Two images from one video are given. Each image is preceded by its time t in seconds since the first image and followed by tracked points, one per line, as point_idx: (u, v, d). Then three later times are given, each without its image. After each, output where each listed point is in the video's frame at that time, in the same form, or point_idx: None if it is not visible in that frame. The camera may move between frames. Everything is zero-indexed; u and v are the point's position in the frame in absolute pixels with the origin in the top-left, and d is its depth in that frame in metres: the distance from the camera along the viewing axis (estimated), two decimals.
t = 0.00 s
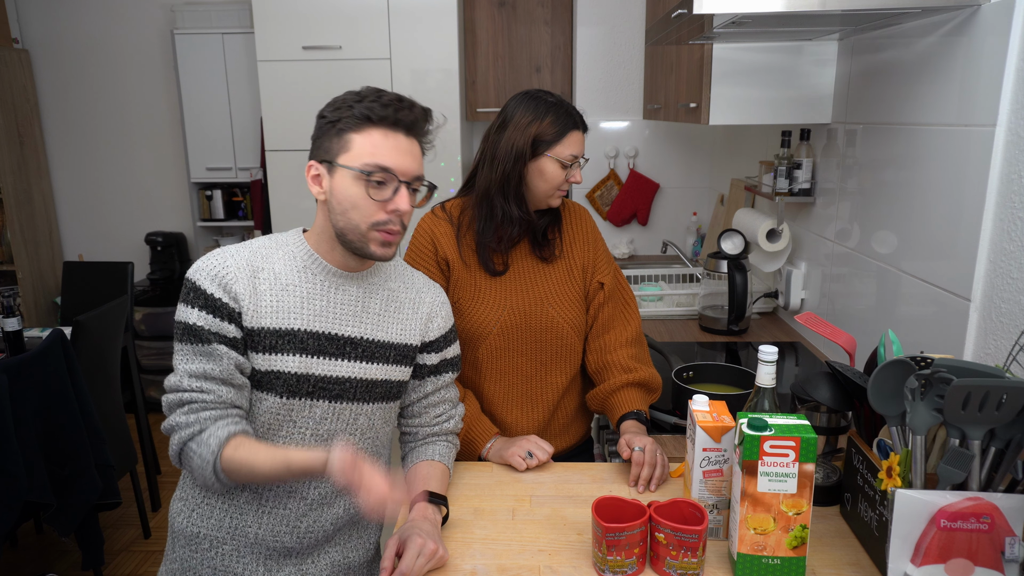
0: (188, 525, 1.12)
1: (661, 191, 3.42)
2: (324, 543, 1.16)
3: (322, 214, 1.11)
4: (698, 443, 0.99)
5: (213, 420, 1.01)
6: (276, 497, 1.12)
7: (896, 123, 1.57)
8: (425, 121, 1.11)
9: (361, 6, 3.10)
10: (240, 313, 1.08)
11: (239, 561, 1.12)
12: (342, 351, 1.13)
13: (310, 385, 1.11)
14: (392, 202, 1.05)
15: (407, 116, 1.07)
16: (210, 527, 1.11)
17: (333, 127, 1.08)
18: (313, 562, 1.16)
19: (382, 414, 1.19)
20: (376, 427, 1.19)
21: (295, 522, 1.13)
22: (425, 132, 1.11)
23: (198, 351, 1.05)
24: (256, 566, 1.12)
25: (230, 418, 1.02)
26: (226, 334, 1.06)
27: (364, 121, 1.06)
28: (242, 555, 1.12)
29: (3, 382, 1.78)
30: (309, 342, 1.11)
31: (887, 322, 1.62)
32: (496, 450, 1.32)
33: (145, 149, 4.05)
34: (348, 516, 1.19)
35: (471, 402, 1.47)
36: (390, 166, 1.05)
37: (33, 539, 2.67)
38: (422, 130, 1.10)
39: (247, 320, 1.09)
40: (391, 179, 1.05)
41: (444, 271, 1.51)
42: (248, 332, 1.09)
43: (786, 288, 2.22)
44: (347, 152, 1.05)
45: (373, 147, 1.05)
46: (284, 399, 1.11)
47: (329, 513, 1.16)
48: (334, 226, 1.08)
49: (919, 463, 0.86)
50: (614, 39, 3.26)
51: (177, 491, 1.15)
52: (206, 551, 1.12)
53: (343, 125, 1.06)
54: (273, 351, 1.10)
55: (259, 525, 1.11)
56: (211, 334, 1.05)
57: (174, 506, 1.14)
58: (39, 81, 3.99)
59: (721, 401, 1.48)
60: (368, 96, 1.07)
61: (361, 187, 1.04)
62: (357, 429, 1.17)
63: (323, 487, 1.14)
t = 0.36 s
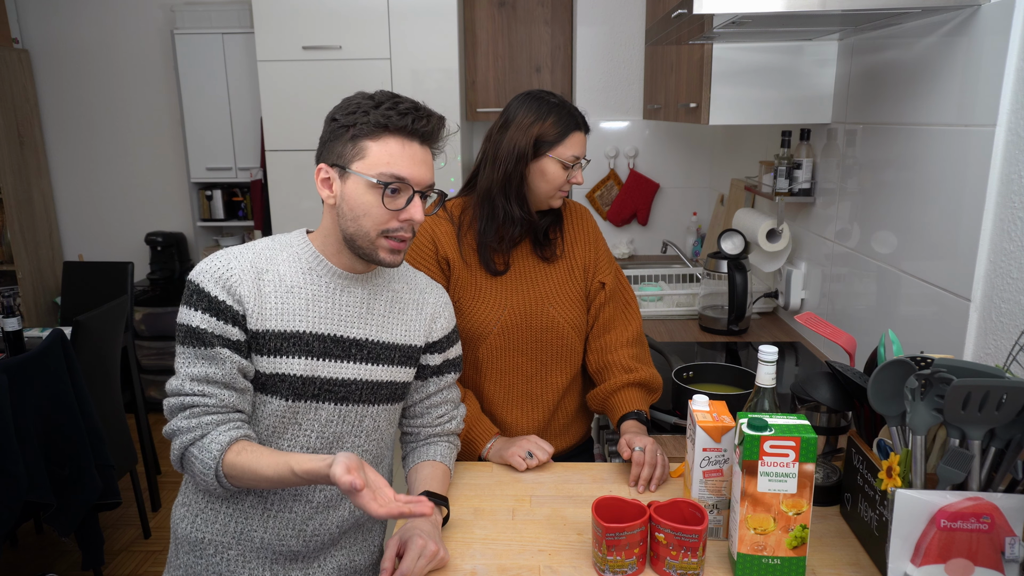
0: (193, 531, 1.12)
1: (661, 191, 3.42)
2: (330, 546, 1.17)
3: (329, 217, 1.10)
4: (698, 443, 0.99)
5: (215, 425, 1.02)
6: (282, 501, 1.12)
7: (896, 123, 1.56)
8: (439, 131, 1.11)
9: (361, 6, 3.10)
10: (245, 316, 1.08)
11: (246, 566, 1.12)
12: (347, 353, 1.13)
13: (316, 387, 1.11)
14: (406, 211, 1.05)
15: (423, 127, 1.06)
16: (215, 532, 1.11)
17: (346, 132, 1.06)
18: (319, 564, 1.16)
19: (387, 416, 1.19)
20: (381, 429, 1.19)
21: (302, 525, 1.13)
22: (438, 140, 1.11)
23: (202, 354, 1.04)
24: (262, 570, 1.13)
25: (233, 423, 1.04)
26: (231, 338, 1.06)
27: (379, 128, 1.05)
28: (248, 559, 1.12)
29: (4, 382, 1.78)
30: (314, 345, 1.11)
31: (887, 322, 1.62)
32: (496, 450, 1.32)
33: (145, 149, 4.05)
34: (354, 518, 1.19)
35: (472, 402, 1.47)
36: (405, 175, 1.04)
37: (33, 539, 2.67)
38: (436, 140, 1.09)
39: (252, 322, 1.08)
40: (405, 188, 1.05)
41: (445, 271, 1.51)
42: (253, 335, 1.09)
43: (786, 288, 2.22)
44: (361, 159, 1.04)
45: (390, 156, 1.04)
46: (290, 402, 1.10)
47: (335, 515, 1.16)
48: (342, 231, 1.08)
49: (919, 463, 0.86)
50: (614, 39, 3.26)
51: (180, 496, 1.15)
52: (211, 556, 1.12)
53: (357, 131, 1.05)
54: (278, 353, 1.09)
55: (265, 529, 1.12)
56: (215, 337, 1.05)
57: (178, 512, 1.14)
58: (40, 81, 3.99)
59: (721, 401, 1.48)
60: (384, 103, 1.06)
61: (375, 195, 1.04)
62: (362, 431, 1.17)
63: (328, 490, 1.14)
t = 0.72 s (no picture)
0: (196, 537, 1.11)
1: (661, 191, 3.42)
2: (335, 548, 1.17)
3: (343, 220, 1.08)
4: (698, 443, 0.99)
5: (218, 431, 1.02)
6: (286, 504, 1.12)
7: (896, 124, 1.57)
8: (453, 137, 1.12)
9: (361, 6, 3.10)
10: (247, 319, 1.07)
11: (251, 570, 1.12)
12: (351, 355, 1.13)
13: (319, 390, 1.11)
14: (431, 217, 1.06)
15: (444, 134, 1.07)
16: (220, 538, 1.11)
17: (368, 138, 1.05)
18: (324, 567, 1.17)
19: (390, 417, 1.19)
20: (384, 431, 1.19)
21: (307, 529, 1.13)
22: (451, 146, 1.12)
23: (205, 359, 1.04)
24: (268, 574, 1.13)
25: (237, 429, 1.04)
26: (234, 342, 1.05)
27: (402, 136, 1.04)
28: (253, 564, 1.12)
29: (4, 382, 1.78)
30: (318, 348, 1.11)
31: (886, 323, 1.62)
32: (496, 450, 1.32)
33: (145, 149, 4.05)
34: (358, 520, 1.19)
35: (471, 402, 1.47)
36: (432, 182, 1.05)
37: (33, 539, 2.67)
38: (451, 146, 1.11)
39: (256, 326, 1.08)
40: (431, 195, 1.06)
41: (445, 272, 1.50)
42: (257, 339, 1.08)
43: (786, 288, 2.22)
44: (386, 166, 1.04)
45: (417, 164, 1.04)
46: (294, 405, 1.10)
47: (340, 517, 1.16)
48: (360, 236, 1.07)
49: (919, 463, 0.86)
50: (614, 39, 3.26)
51: (182, 502, 1.14)
52: (216, 562, 1.11)
53: (381, 138, 1.04)
54: (282, 357, 1.09)
55: (270, 534, 1.12)
56: (218, 342, 1.04)
57: (180, 518, 1.13)
58: (40, 81, 3.99)
59: (721, 401, 1.48)
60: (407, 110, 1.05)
61: (402, 203, 1.04)
62: (366, 433, 1.17)
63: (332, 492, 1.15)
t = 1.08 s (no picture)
0: (201, 545, 1.11)
1: (661, 191, 3.42)
2: (340, 550, 1.18)
3: (352, 226, 1.08)
4: (698, 443, 0.99)
5: (224, 440, 1.01)
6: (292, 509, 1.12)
7: (896, 124, 1.56)
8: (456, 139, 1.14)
9: (361, 7, 3.10)
10: (250, 325, 1.06)
11: None
12: (353, 357, 1.13)
13: (323, 394, 1.11)
14: (442, 220, 1.09)
15: (452, 137, 1.10)
16: (225, 545, 1.10)
17: (380, 143, 1.05)
18: (330, 569, 1.17)
19: (391, 418, 1.19)
20: (385, 432, 1.19)
21: (313, 533, 1.13)
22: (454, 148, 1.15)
23: (208, 367, 1.02)
24: None
25: (242, 437, 1.03)
26: (237, 348, 1.04)
27: (415, 141, 1.06)
28: (260, 569, 1.12)
29: (4, 382, 1.78)
30: (321, 351, 1.11)
31: (887, 323, 1.62)
32: (496, 450, 1.32)
33: (145, 149, 4.05)
34: (362, 522, 1.20)
35: (470, 402, 1.47)
36: (444, 187, 1.08)
37: (33, 539, 2.67)
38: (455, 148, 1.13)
39: (258, 332, 1.07)
40: (442, 199, 1.09)
41: (442, 272, 1.51)
42: (259, 344, 1.07)
43: (786, 288, 2.22)
44: (400, 172, 1.05)
45: (430, 170, 1.06)
46: (297, 409, 1.10)
47: (345, 520, 1.17)
48: (372, 241, 1.08)
49: (919, 463, 0.86)
50: (614, 39, 3.26)
51: (184, 511, 1.13)
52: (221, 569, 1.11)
53: (394, 144, 1.05)
54: (285, 361, 1.09)
55: (276, 539, 1.12)
56: (221, 349, 1.03)
57: (183, 527, 1.13)
58: (39, 81, 3.99)
59: (721, 401, 1.48)
60: (419, 117, 1.06)
61: (417, 208, 1.06)
62: (368, 435, 1.17)
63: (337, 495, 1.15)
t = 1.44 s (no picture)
0: (214, 556, 1.11)
1: (661, 191, 3.43)
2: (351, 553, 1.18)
3: (353, 228, 1.09)
4: (698, 443, 0.99)
5: (228, 455, 0.99)
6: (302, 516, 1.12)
7: (896, 124, 1.56)
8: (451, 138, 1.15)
9: (361, 6, 3.10)
10: (253, 331, 1.05)
11: None
12: (356, 359, 1.13)
13: (329, 398, 1.10)
14: (442, 218, 1.10)
15: (449, 136, 1.11)
16: (238, 556, 1.10)
17: (379, 143, 1.06)
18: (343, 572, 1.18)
19: (395, 420, 1.19)
20: (390, 433, 1.19)
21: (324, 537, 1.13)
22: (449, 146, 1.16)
23: (212, 377, 1.01)
24: None
25: (248, 453, 1.01)
26: (240, 356, 1.03)
27: (413, 140, 1.07)
28: None
29: (4, 382, 1.78)
30: (326, 354, 1.10)
31: (887, 323, 1.62)
32: (496, 450, 1.33)
33: (145, 149, 4.05)
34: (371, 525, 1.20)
35: (471, 402, 1.47)
36: (442, 184, 1.09)
37: (33, 539, 2.67)
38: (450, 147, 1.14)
39: (261, 338, 1.06)
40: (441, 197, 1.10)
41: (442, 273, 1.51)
42: (262, 351, 1.06)
43: (786, 288, 2.22)
44: (400, 172, 1.06)
45: (429, 168, 1.07)
46: (304, 415, 1.09)
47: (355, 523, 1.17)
48: (374, 241, 1.08)
49: (919, 463, 0.86)
50: (614, 39, 3.26)
51: (193, 523, 1.13)
52: None
53: (392, 144, 1.06)
54: (290, 367, 1.08)
55: (289, 546, 1.11)
56: (225, 358, 1.01)
57: (194, 539, 1.12)
58: (39, 81, 3.99)
59: (721, 401, 1.48)
60: (416, 116, 1.07)
61: (418, 207, 1.07)
62: (374, 437, 1.17)
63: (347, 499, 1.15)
